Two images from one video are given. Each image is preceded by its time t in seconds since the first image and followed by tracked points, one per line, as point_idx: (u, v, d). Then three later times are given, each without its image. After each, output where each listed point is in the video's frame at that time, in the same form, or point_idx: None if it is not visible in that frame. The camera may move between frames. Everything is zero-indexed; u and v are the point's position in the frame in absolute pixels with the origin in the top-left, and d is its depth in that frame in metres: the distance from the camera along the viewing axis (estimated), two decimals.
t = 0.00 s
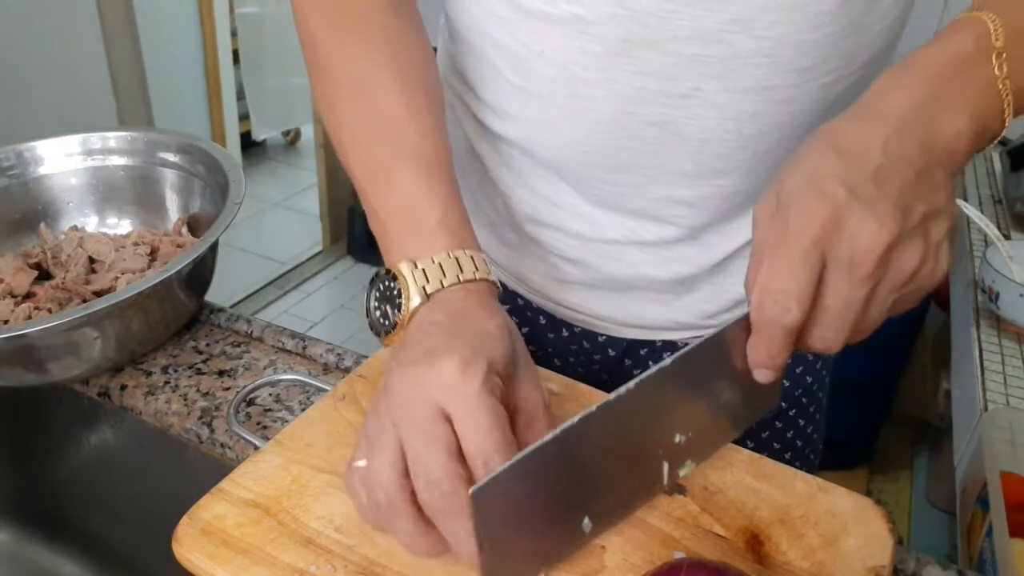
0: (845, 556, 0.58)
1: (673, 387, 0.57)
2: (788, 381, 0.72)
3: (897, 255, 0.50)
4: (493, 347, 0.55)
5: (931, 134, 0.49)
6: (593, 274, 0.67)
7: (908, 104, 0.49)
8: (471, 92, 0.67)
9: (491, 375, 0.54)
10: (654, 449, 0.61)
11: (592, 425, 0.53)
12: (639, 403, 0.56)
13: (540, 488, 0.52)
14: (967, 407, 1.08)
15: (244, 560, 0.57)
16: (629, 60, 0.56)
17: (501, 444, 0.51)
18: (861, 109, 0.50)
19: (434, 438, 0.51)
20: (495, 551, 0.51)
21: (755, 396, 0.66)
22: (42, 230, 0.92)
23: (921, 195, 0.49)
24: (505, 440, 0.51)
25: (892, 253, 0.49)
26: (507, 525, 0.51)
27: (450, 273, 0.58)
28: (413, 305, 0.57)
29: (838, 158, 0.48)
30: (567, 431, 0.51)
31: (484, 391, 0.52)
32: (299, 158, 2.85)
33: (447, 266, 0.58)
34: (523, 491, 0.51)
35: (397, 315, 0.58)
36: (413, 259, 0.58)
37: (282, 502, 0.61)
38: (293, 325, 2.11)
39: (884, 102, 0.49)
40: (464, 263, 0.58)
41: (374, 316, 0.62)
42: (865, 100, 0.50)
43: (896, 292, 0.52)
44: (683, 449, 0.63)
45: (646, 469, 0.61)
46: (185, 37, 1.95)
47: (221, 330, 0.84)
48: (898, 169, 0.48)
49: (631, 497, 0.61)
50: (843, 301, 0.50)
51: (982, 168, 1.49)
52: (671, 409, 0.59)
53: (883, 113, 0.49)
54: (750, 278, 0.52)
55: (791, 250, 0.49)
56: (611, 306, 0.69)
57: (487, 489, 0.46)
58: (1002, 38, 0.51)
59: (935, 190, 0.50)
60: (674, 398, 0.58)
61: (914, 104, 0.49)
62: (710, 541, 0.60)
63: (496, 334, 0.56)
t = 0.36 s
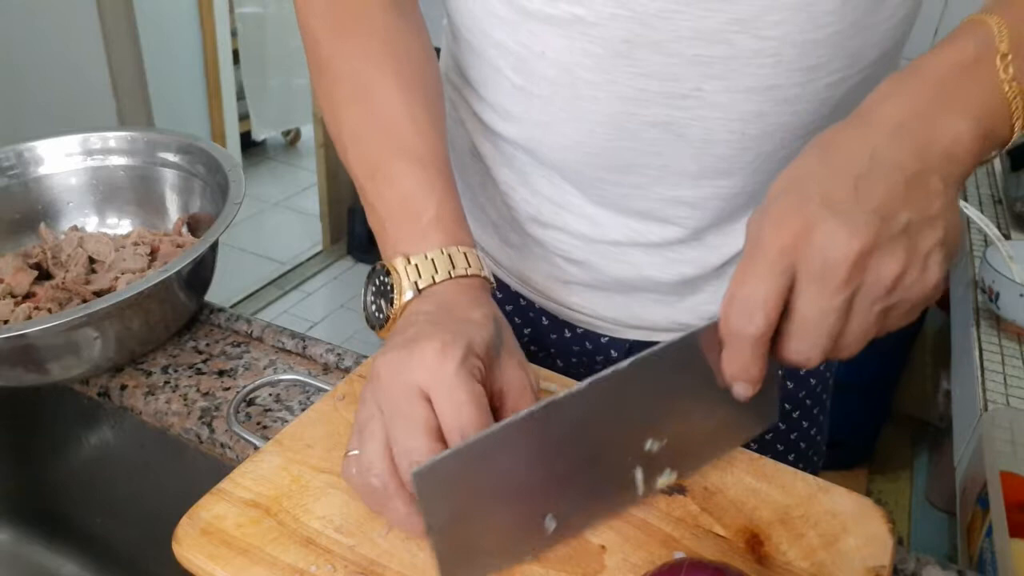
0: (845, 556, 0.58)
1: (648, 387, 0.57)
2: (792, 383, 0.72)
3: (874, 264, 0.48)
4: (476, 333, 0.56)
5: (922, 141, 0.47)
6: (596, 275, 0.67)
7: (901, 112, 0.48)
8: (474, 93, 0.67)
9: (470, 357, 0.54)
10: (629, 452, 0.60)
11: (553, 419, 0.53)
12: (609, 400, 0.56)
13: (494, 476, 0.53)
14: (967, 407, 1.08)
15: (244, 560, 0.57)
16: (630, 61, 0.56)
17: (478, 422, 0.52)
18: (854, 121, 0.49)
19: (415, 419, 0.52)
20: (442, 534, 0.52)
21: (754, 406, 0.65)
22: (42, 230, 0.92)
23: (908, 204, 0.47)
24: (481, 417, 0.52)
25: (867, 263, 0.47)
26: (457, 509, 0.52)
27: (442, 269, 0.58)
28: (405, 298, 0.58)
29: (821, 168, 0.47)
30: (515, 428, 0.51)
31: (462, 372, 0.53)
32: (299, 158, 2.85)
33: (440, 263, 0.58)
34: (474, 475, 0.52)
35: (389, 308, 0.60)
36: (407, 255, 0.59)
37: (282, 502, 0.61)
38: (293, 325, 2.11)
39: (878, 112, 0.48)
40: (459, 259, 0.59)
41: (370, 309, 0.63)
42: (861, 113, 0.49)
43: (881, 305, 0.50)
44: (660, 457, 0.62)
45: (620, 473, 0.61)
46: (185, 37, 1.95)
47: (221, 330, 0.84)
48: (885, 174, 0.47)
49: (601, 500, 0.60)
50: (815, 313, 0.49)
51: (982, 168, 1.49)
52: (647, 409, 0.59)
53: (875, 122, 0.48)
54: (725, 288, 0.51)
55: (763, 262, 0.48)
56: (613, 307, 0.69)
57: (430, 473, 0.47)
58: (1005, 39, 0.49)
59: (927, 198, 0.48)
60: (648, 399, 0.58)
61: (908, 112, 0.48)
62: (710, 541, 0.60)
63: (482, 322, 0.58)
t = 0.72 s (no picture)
0: (845, 556, 0.58)
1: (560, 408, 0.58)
2: (793, 387, 0.70)
3: (775, 275, 0.42)
4: (488, 321, 0.60)
5: (842, 134, 0.40)
6: (594, 276, 0.66)
7: (817, 102, 0.40)
8: (476, 94, 0.67)
9: (483, 340, 0.59)
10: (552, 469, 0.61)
11: (473, 444, 0.55)
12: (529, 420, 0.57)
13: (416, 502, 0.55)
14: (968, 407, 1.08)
15: (244, 560, 0.57)
16: (627, 62, 0.56)
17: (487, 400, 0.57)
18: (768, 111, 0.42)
19: (429, 397, 0.58)
20: (404, 553, 0.55)
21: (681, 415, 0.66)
22: (42, 230, 0.92)
23: (817, 207, 0.40)
24: (490, 395, 0.57)
25: (763, 272, 0.42)
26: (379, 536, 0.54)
27: (453, 261, 0.62)
28: (419, 290, 0.63)
29: (714, 182, 0.42)
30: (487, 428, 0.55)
31: (472, 354, 0.58)
32: (299, 158, 2.85)
33: (453, 255, 0.63)
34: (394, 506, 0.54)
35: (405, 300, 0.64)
36: (421, 249, 0.63)
37: (282, 502, 0.61)
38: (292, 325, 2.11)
39: (790, 104, 0.41)
40: (468, 253, 0.63)
41: (386, 302, 0.67)
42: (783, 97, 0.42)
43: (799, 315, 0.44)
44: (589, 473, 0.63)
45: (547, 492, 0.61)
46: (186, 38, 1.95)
47: (221, 330, 0.84)
48: (788, 181, 0.40)
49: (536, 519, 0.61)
50: (726, 332, 0.45)
51: (982, 168, 1.48)
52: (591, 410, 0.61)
53: (786, 116, 0.41)
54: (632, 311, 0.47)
55: (656, 284, 0.45)
56: (612, 309, 0.68)
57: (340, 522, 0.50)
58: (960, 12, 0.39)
59: (847, 196, 0.40)
60: (566, 416, 0.60)
61: (823, 102, 0.40)
62: (710, 541, 0.60)
63: (493, 310, 0.62)
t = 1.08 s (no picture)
0: (845, 556, 0.58)
1: (523, 436, 0.57)
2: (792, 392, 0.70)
3: (729, 357, 0.44)
4: (488, 323, 0.61)
5: (802, 236, 0.41)
6: (592, 273, 0.66)
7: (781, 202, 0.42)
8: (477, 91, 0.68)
9: (483, 344, 0.59)
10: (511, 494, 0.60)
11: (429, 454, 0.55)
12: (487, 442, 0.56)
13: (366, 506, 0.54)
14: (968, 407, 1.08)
15: (244, 560, 0.57)
16: (616, 60, 0.56)
17: (488, 403, 0.57)
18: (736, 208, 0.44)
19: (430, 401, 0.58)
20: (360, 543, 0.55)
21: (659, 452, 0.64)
22: (42, 230, 0.92)
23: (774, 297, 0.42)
24: (492, 398, 0.57)
25: (723, 353, 0.44)
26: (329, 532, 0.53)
27: (452, 262, 0.63)
28: (417, 292, 0.63)
29: (694, 264, 0.44)
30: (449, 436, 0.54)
31: (472, 357, 0.58)
32: (299, 158, 2.85)
33: (451, 257, 0.63)
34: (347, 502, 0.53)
35: (402, 302, 0.64)
36: (420, 250, 0.64)
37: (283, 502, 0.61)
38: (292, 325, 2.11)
39: (756, 202, 0.43)
40: (467, 254, 0.63)
41: (383, 303, 0.67)
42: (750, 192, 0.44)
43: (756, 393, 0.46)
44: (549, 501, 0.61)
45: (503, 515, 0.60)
46: (186, 38, 1.95)
47: (221, 330, 0.84)
48: (750, 273, 0.42)
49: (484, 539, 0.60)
50: (687, 398, 0.47)
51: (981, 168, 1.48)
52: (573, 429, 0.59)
53: (752, 215, 0.43)
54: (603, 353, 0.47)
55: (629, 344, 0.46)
56: (610, 306, 0.68)
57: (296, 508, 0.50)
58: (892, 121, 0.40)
59: (801, 292, 0.42)
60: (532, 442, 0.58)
61: (785, 207, 0.41)
62: (710, 541, 0.60)
63: (492, 313, 0.62)
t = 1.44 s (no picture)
0: (845, 556, 0.58)
1: (507, 418, 0.59)
2: (792, 393, 0.70)
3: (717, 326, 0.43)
4: (484, 320, 0.62)
5: (784, 199, 0.40)
6: (590, 270, 0.66)
7: (767, 167, 0.41)
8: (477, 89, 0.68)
9: (477, 341, 0.61)
10: (498, 476, 0.61)
11: (415, 443, 0.56)
12: (470, 426, 0.57)
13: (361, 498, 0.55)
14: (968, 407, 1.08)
15: (244, 560, 0.57)
16: (610, 59, 0.56)
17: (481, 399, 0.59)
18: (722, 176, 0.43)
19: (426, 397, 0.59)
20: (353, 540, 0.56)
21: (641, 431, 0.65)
22: (42, 230, 0.92)
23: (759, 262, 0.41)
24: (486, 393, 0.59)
25: (707, 321, 0.43)
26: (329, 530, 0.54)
27: (448, 259, 0.63)
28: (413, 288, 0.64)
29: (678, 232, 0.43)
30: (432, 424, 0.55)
31: (467, 354, 0.59)
32: (299, 158, 2.85)
33: (447, 254, 0.63)
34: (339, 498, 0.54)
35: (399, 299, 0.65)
36: (415, 247, 0.64)
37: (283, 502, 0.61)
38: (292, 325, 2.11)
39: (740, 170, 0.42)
40: (463, 250, 0.64)
41: (379, 301, 0.67)
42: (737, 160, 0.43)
43: (744, 361, 0.44)
44: (536, 484, 0.63)
45: (494, 497, 0.61)
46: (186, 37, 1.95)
47: (221, 330, 0.84)
48: (736, 237, 0.41)
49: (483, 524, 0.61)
50: (673, 370, 0.45)
51: (981, 168, 1.48)
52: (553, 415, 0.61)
53: (738, 180, 0.42)
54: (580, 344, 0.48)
55: (612, 320, 0.45)
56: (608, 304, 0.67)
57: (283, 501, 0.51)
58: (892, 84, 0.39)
59: (788, 257, 0.41)
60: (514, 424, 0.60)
61: (773, 171, 0.41)
62: (711, 541, 0.60)
63: (487, 310, 0.63)
